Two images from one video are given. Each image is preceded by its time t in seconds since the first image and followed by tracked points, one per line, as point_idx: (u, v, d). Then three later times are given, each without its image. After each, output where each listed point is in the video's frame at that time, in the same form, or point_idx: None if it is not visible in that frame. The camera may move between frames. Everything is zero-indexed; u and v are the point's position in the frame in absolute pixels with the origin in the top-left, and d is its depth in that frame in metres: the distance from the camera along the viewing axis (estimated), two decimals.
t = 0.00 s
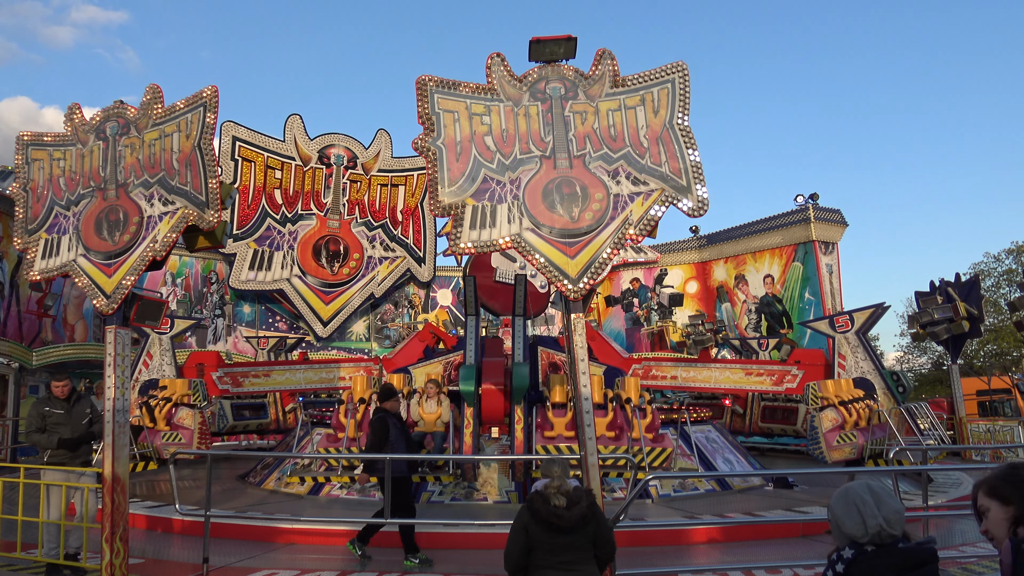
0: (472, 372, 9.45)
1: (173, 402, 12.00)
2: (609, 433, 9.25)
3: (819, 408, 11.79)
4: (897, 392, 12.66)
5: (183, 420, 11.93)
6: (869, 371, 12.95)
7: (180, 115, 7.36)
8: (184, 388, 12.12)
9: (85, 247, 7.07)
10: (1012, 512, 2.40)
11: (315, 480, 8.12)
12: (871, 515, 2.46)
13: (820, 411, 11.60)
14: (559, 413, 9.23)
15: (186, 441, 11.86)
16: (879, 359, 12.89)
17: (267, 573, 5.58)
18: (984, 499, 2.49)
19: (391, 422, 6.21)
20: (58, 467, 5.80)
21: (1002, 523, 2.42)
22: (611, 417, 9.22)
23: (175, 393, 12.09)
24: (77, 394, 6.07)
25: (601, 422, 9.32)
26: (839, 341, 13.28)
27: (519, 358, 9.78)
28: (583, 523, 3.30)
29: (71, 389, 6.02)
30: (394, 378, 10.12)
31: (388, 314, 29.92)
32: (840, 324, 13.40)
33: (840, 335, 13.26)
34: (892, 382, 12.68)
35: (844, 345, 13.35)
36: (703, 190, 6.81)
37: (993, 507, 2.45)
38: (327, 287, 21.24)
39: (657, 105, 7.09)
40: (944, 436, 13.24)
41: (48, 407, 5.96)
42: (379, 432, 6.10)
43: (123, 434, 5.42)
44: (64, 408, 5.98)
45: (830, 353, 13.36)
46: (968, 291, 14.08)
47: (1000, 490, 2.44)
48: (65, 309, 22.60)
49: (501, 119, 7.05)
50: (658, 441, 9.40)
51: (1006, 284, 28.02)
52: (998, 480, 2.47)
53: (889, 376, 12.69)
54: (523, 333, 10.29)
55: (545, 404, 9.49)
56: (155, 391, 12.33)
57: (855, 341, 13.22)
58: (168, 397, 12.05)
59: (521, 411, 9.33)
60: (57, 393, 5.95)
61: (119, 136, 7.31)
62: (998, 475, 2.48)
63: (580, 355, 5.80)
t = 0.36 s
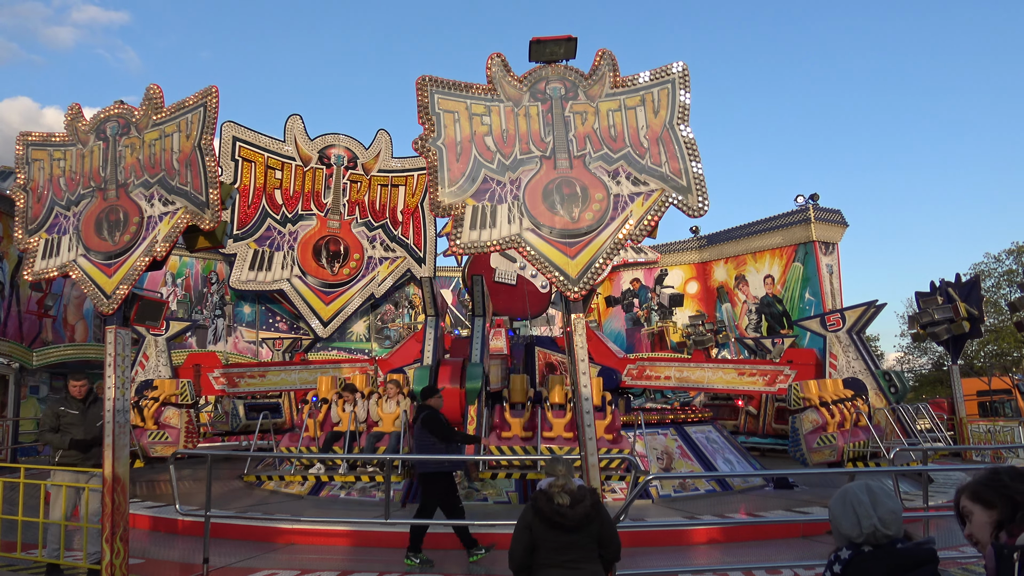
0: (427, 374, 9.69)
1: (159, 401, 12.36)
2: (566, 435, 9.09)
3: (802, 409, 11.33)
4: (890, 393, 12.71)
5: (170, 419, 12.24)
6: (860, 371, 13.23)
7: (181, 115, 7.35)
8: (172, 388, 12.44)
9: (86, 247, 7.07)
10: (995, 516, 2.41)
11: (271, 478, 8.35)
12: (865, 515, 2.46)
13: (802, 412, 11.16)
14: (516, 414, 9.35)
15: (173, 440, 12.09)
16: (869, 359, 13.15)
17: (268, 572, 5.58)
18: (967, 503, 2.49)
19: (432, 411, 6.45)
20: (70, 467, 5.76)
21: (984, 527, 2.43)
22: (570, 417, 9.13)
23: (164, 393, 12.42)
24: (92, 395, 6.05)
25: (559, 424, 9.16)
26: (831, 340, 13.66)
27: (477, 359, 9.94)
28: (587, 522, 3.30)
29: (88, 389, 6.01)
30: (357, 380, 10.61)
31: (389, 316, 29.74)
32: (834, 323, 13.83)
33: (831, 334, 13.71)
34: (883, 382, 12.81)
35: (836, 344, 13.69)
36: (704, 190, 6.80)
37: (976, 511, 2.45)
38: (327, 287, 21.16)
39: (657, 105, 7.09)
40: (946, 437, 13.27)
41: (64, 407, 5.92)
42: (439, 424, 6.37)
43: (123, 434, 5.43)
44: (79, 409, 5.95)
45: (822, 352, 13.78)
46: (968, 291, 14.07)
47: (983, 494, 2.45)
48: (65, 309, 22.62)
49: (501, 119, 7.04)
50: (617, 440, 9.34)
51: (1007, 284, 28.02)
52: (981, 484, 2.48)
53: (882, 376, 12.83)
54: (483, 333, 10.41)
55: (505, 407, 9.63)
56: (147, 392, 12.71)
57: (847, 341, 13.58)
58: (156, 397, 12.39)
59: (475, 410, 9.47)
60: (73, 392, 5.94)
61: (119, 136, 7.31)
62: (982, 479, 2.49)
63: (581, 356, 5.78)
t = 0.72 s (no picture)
0: (385, 375, 9.66)
1: (151, 400, 12.60)
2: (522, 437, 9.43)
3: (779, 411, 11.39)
4: (879, 395, 12.47)
5: (160, 418, 12.70)
6: (848, 372, 13.03)
7: (182, 116, 7.37)
8: (163, 388, 12.64)
9: (86, 246, 7.07)
10: (997, 519, 2.40)
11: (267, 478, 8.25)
12: (864, 517, 2.47)
13: (779, 415, 11.22)
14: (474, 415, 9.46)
15: (162, 438, 12.51)
16: (858, 360, 12.95)
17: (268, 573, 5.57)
18: (970, 503, 2.48)
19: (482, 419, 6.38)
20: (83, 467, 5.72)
21: (986, 530, 2.43)
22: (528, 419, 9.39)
23: (155, 392, 12.63)
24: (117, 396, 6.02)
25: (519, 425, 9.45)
26: (820, 339, 13.70)
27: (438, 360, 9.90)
28: (591, 522, 3.30)
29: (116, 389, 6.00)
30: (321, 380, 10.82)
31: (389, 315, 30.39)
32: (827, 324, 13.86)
33: (820, 333, 13.72)
34: (871, 383, 12.58)
35: (826, 344, 13.67)
36: (705, 191, 6.81)
37: (979, 513, 2.45)
38: (328, 288, 20.67)
39: (658, 107, 7.09)
40: (946, 439, 13.28)
41: (84, 405, 5.90)
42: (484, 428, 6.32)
43: (124, 434, 5.42)
44: (98, 408, 5.91)
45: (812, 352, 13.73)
46: (969, 293, 14.05)
47: (986, 495, 2.44)
48: (66, 309, 22.63)
49: (502, 120, 7.05)
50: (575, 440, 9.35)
51: (1007, 287, 28.03)
52: (982, 486, 2.47)
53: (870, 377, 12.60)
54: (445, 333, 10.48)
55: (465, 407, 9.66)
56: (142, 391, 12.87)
57: (835, 341, 13.57)
58: (147, 396, 12.63)
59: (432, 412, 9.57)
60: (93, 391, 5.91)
61: (120, 136, 7.30)
62: (984, 480, 2.48)
63: (582, 357, 5.76)
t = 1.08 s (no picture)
0: (345, 375, 10.00)
1: (145, 400, 12.69)
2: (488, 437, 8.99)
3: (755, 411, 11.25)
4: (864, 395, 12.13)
5: (153, 417, 12.89)
6: (834, 373, 12.47)
7: (183, 115, 7.39)
8: (157, 388, 12.78)
9: (87, 246, 7.07)
10: (999, 519, 2.40)
11: (267, 479, 8.21)
12: (864, 518, 2.46)
13: (753, 415, 11.12)
14: (432, 415, 9.22)
15: (156, 436, 12.80)
16: (844, 359, 12.44)
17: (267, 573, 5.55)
18: (973, 503, 2.48)
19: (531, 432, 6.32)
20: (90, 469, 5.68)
21: (988, 530, 2.42)
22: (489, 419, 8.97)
23: (150, 392, 12.76)
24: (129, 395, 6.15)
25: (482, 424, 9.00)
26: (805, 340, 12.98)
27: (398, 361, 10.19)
28: (594, 522, 3.30)
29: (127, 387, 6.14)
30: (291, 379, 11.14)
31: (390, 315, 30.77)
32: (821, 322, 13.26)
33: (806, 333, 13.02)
34: (857, 383, 12.18)
35: (811, 344, 12.96)
36: (706, 191, 6.81)
37: (981, 513, 2.44)
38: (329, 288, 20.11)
39: (659, 107, 7.10)
40: (947, 439, 13.28)
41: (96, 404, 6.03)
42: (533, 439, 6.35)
43: (124, 434, 5.41)
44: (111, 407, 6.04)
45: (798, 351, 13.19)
46: (970, 293, 14.03)
47: (988, 497, 2.43)
48: (66, 309, 22.62)
49: (503, 120, 7.04)
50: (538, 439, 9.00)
51: (1007, 287, 28.03)
52: (984, 486, 2.47)
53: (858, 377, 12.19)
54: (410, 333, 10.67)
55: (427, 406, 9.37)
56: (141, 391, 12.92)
57: (821, 340, 12.85)
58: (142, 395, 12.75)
59: (389, 412, 9.86)
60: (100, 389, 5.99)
61: (120, 136, 7.29)
62: (987, 480, 2.47)
63: (582, 358, 5.74)
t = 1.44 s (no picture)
0: (307, 373, 10.28)
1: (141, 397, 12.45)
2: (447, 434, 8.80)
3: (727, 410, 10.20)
4: (846, 396, 11.29)
5: (148, 414, 12.90)
6: (816, 372, 11.65)
7: (183, 113, 7.39)
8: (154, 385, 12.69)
9: (87, 244, 7.07)
10: (996, 519, 2.40)
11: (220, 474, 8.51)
12: (864, 517, 2.46)
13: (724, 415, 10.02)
14: (391, 411, 9.04)
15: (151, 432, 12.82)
16: (826, 358, 11.60)
17: (266, 571, 5.55)
18: (970, 503, 2.48)
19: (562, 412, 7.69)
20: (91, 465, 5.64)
21: (985, 530, 2.43)
22: (445, 417, 8.76)
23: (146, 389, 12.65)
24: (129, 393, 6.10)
25: (440, 422, 8.84)
26: (787, 338, 12.11)
27: (359, 359, 10.36)
28: (594, 521, 3.31)
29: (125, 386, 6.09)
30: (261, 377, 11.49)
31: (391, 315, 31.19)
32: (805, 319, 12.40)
33: (787, 331, 12.20)
34: (838, 383, 11.33)
35: (793, 341, 12.14)
36: (706, 190, 6.80)
37: (979, 512, 2.44)
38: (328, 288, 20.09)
39: (659, 106, 7.10)
40: (946, 439, 13.31)
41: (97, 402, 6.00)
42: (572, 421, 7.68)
43: (124, 431, 5.40)
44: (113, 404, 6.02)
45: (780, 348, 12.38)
46: (969, 293, 14.02)
47: (986, 496, 2.43)
48: (66, 306, 22.60)
49: (503, 119, 7.05)
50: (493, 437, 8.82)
51: (1007, 287, 28.04)
52: (982, 485, 2.47)
53: (841, 377, 11.34)
54: (373, 331, 10.81)
55: (389, 403, 9.20)
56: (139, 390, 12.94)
57: (803, 338, 11.98)
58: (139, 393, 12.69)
59: (348, 409, 10.02)
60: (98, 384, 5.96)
61: (120, 134, 7.28)
62: (984, 480, 2.48)
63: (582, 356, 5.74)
